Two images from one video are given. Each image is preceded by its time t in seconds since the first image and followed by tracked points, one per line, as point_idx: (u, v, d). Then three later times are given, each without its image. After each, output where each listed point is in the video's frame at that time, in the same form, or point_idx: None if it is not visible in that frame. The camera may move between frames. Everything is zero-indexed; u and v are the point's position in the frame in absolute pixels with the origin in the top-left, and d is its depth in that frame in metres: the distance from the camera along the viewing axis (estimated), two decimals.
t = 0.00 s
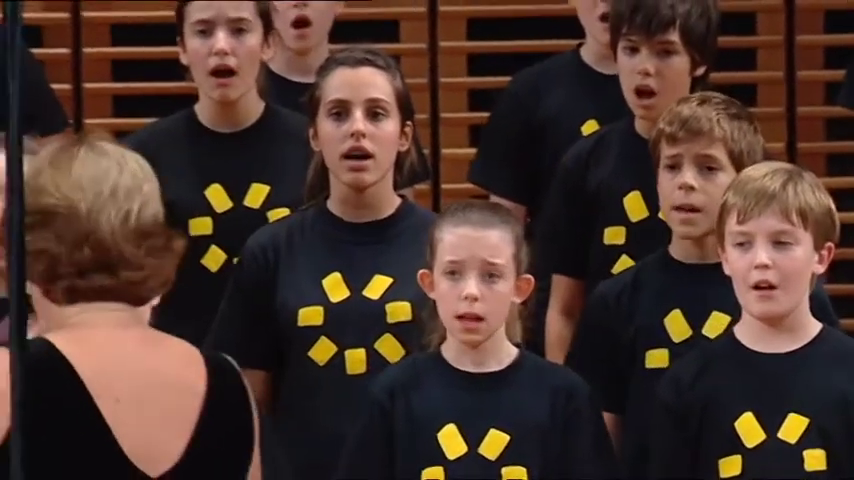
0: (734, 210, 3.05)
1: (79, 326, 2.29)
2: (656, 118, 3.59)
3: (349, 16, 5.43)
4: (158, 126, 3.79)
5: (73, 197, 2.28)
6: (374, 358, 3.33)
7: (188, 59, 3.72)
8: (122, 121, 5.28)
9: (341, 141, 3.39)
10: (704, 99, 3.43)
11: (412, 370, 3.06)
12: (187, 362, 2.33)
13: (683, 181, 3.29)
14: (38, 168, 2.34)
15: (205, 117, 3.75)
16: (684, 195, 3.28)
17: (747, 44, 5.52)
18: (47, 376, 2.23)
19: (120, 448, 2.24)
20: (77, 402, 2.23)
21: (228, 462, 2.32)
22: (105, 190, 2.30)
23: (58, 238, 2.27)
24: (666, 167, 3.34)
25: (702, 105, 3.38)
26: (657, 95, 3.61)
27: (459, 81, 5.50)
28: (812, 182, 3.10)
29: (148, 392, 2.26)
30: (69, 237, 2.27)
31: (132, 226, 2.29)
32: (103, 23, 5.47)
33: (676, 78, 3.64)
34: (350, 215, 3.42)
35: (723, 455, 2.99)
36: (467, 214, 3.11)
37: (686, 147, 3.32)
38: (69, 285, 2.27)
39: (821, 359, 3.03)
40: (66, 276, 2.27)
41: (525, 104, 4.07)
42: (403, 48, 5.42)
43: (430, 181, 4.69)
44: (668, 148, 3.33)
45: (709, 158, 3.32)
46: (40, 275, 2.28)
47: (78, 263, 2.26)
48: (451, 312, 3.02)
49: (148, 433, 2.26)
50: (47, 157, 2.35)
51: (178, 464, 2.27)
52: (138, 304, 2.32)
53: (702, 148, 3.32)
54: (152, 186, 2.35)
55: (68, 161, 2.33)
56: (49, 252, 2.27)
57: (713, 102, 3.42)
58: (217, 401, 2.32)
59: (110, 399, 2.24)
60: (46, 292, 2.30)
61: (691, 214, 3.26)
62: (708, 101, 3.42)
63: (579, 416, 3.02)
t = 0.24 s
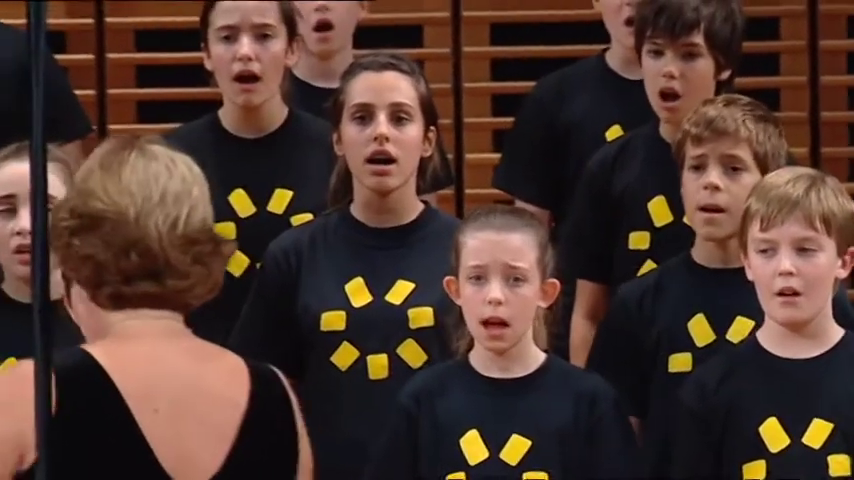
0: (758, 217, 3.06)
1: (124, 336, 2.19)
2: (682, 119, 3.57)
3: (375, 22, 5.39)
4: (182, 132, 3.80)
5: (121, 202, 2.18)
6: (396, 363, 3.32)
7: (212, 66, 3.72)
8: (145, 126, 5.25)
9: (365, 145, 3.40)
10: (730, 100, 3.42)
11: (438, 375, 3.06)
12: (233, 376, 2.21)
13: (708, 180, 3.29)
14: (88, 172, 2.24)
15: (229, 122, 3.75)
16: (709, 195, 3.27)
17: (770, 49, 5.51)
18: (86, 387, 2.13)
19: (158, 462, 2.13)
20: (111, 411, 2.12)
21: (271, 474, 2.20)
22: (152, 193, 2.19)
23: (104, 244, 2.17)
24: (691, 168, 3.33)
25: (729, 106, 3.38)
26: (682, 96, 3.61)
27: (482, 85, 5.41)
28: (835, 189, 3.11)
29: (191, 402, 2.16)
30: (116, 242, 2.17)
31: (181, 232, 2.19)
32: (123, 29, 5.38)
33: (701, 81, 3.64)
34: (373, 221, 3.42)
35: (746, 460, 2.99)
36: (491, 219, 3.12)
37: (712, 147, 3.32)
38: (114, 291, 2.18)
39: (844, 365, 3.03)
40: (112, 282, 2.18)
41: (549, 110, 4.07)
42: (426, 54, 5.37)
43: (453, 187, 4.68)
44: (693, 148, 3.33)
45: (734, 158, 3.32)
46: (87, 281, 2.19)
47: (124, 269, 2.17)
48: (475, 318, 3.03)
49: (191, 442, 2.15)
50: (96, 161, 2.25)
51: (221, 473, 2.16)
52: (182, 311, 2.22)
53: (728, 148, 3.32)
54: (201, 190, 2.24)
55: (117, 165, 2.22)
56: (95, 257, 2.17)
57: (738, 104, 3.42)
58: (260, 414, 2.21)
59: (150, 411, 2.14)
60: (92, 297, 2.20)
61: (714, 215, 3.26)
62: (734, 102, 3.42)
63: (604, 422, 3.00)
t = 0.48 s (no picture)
0: (769, 221, 3.06)
1: (155, 343, 2.22)
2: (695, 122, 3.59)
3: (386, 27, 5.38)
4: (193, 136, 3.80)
5: (151, 207, 2.21)
6: (407, 366, 3.33)
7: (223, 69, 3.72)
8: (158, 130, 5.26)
9: (377, 148, 3.40)
10: (745, 103, 3.43)
11: (450, 378, 3.07)
12: (263, 381, 2.24)
13: (721, 183, 3.29)
14: (118, 177, 2.26)
15: (240, 126, 3.76)
16: (722, 197, 3.28)
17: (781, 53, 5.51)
18: (110, 391, 2.17)
19: (186, 465, 2.17)
20: (140, 413, 2.17)
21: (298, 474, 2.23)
22: (182, 199, 2.22)
23: (135, 250, 2.20)
24: (704, 170, 3.33)
25: (744, 109, 3.39)
26: (698, 100, 3.62)
27: (493, 90, 5.41)
28: (846, 193, 3.12)
29: (222, 406, 2.20)
30: (147, 248, 2.20)
31: (211, 238, 2.22)
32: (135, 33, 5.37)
33: (715, 85, 3.64)
34: (383, 225, 3.43)
35: (757, 464, 2.99)
36: (503, 222, 3.13)
37: (727, 150, 3.32)
38: (145, 296, 2.21)
39: None
40: (142, 288, 2.21)
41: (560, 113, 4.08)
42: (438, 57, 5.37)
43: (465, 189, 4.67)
44: (707, 150, 3.33)
45: (748, 161, 3.33)
46: (118, 286, 2.22)
47: (154, 275, 2.20)
48: (488, 321, 3.03)
49: (220, 447, 2.19)
50: (125, 165, 2.27)
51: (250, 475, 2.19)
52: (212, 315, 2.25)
53: (744, 151, 3.32)
54: (231, 195, 2.26)
55: (148, 171, 2.25)
56: (126, 263, 2.20)
57: (754, 107, 3.42)
58: (292, 416, 2.24)
59: (180, 416, 2.18)
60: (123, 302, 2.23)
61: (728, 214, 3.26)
62: (749, 106, 3.42)
63: (616, 423, 2.98)
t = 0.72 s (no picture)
0: (780, 227, 3.06)
1: (198, 348, 1.99)
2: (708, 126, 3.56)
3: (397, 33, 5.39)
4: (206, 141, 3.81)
5: (210, 221, 1.96)
6: (419, 371, 3.34)
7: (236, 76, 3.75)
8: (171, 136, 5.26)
9: (389, 154, 3.42)
10: (755, 110, 3.43)
11: (461, 383, 3.07)
12: (297, 381, 2.03)
13: (733, 190, 3.30)
14: (160, 182, 1.99)
15: (253, 132, 3.76)
16: (734, 205, 3.28)
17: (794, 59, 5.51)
18: (151, 388, 1.94)
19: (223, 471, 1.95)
20: (174, 417, 1.94)
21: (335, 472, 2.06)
22: (240, 210, 1.99)
23: (194, 266, 1.96)
24: (715, 177, 3.33)
25: (755, 116, 3.39)
26: (714, 104, 3.62)
27: (505, 95, 5.42)
28: None
29: (256, 407, 1.98)
30: (208, 265, 1.96)
31: (262, 253, 2.00)
32: (149, 39, 5.38)
33: (731, 90, 3.65)
34: (396, 230, 3.45)
35: (768, 469, 3.00)
36: (515, 229, 3.15)
37: (738, 158, 3.33)
38: (197, 307, 1.98)
39: None
40: (196, 298, 1.97)
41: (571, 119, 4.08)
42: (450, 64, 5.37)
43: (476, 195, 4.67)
44: (718, 158, 3.33)
45: (760, 169, 3.34)
46: (163, 299, 1.97)
47: (217, 290, 1.98)
48: (501, 328, 3.05)
49: (255, 449, 1.97)
50: (166, 170, 2.01)
51: None
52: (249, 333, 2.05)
53: (755, 159, 3.33)
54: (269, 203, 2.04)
55: (197, 177, 2.00)
56: (185, 277, 1.96)
57: (764, 114, 3.42)
58: (321, 420, 2.03)
59: (216, 419, 1.96)
60: (160, 311, 1.98)
61: (739, 222, 3.26)
62: (760, 112, 3.42)
63: (627, 428, 2.99)
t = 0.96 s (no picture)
0: (803, 230, 3.06)
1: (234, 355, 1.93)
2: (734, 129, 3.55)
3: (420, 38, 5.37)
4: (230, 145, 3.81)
5: (252, 235, 1.85)
6: (442, 376, 3.34)
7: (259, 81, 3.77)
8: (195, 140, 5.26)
9: (411, 158, 3.43)
10: (778, 117, 3.41)
11: (483, 386, 3.07)
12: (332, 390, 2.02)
13: (758, 199, 3.30)
14: (200, 186, 1.87)
15: (276, 136, 3.77)
16: (759, 214, 3.28)
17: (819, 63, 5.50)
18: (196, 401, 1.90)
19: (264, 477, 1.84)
20: (212, 425, 1.82)
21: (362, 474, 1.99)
22: (280, 222, 1.87)
23: (230, 278, 1.85)
24: (739, 187, 3.33)
25: (778, 125, 3.37)
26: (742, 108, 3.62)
27: (528, 99, 5.42)
28: None
29: (290, 414, 1.88)
30: (247, 279, 1.86)
31: (299, 268, 1.89)
32: (173, 42, 5.39)
33: (759, 93, 3.65)
34: (419, 234, 3.45)
35: (793, 473, 3.00)
36: (537, 231, 3.15)
37: (762, 167, 3.32)
38: (230, 319, 1.87)
39: None
40: (230, 309, 1.87)
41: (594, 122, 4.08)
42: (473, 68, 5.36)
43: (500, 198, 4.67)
44: (742, 168, 3.33)
45: (784, 177, 3.33)
46: (193, 308, 1.86)
47: (255, 304, 1.88)
48: (524, 332, 3.04)
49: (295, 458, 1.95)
50: (207, 174, 1.89)
51: None
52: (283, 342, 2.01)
53: (779, 169, 3.32)
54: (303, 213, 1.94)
55: (237, 185, 1.88)
56: (221, 289, 1.85)
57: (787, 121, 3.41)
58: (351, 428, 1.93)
59: (254, 426, 1.85)
60: (190, 319, 1.87)
61: (764, 232, 3.27)
62: (783, 119, 3.40)
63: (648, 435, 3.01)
